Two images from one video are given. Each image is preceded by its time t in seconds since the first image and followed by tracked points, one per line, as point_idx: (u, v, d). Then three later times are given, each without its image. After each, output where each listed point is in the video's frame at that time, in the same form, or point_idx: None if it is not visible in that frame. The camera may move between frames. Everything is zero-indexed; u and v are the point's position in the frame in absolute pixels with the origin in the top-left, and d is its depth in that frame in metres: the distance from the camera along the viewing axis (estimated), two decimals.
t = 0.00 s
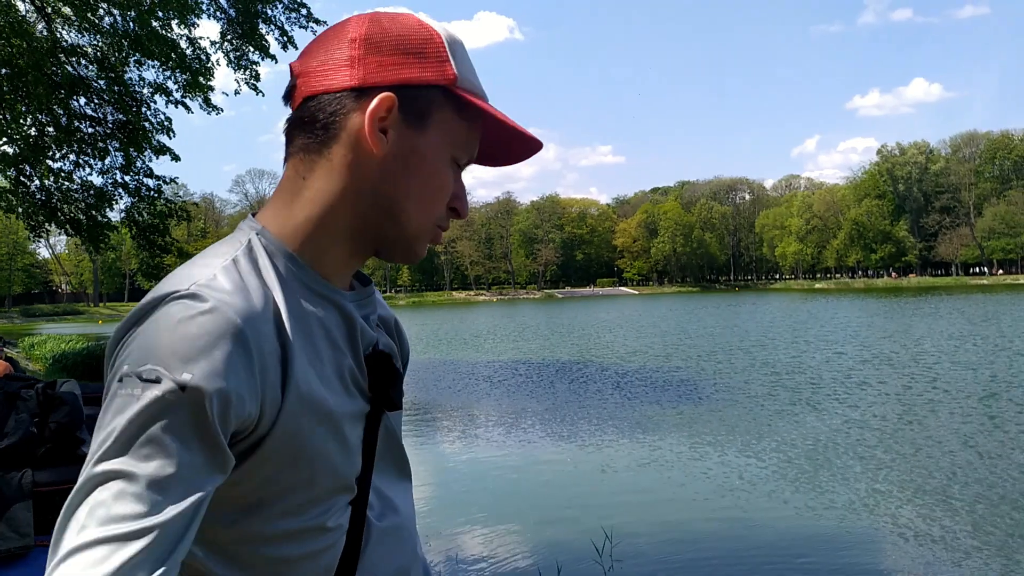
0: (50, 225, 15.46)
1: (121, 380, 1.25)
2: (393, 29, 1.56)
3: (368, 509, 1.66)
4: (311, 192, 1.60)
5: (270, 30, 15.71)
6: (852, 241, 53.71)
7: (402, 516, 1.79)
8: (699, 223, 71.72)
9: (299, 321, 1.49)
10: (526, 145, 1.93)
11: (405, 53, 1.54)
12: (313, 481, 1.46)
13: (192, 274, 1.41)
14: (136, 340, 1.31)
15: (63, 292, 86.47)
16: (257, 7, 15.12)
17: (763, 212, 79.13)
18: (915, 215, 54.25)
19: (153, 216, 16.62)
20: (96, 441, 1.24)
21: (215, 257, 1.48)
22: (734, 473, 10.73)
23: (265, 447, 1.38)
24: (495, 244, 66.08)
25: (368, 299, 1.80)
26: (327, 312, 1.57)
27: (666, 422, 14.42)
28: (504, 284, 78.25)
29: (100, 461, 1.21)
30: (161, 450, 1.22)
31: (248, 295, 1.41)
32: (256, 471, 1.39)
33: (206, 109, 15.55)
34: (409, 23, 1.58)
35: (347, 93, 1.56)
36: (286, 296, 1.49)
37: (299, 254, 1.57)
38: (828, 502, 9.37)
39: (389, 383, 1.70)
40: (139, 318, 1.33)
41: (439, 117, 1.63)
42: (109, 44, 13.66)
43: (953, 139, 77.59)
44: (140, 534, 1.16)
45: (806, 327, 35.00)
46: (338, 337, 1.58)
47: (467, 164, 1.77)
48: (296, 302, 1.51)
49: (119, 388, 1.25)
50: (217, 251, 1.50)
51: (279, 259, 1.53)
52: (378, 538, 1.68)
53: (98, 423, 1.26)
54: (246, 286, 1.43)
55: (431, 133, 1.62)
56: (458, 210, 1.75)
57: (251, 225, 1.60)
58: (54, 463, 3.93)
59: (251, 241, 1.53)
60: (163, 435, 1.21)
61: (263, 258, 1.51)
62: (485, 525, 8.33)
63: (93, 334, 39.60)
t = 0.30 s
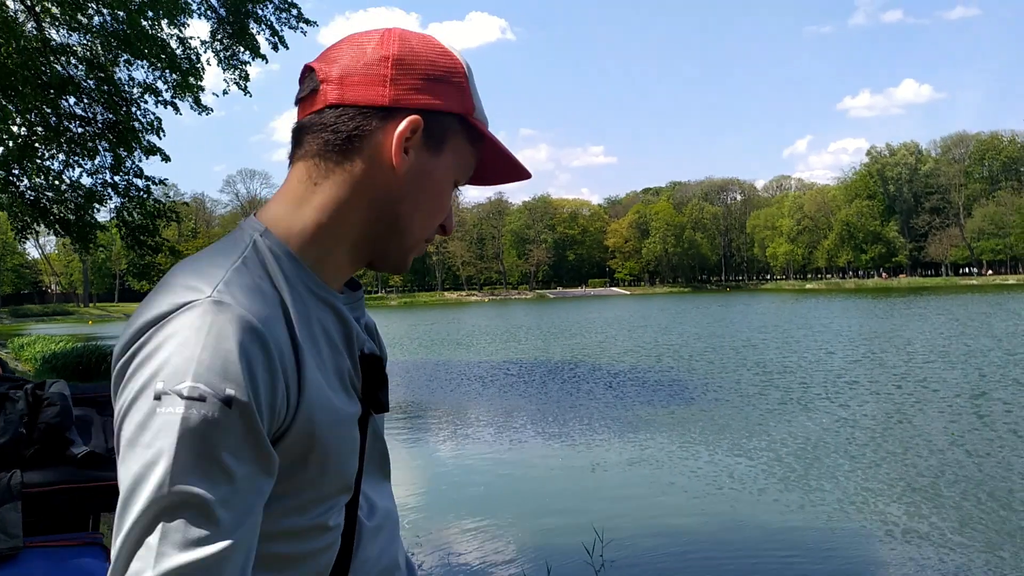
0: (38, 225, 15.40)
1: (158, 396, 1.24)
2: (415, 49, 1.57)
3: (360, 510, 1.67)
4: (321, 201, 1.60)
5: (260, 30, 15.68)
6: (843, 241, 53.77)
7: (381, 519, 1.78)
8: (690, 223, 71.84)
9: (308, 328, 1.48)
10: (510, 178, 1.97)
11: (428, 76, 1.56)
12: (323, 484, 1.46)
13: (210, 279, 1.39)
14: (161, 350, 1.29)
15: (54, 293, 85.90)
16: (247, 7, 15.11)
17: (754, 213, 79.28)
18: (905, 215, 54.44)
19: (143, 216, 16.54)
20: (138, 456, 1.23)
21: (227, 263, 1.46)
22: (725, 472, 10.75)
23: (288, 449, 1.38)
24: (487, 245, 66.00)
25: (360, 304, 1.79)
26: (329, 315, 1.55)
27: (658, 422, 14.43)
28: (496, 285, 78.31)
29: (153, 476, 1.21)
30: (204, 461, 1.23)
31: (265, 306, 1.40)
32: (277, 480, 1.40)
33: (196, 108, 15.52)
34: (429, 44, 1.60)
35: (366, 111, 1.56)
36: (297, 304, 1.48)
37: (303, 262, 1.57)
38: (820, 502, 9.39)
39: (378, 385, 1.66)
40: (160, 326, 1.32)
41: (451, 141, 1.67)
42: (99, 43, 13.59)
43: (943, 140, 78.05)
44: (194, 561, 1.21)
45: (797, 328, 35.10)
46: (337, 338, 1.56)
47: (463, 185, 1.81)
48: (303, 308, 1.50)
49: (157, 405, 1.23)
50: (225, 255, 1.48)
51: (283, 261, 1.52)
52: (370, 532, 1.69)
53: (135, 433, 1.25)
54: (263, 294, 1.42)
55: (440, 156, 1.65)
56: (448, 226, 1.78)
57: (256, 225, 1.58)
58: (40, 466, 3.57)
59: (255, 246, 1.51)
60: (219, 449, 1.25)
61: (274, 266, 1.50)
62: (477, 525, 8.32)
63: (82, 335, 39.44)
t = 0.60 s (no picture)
0: (29, 225, 15.32)
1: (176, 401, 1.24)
2: (406, 59, 1.57)
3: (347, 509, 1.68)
4: (315, 206, 1.61)
5: (252, 30, 15.64)
6: (835, 241, 53.91)
7: (363, 518, 1.80)
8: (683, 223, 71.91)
9: (311, 333, 1.49)
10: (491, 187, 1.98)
11: (420, 88, 1.57)
12: (325, 486, 1.47)
13: (215, 283, 1.39)
14: (172, 354, 1.28)
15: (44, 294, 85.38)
16: (238, 6, 15.06)
17: (746, 213, 79.43)
18: (896, 215, 54.61)
19: (133, 216, 16.47)
20: (160, 457, 1.24)
21: (230, 268, 1.45)
22: (717, 472, 10.78)
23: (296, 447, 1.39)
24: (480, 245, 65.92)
25: (348, 306, 1.79)
26: (321, 315, 1.55)
27: (651, 421, 14.46)
28: (488, 284, 78.32)
29: (182, 478, 1.23)
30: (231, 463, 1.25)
31: (270, 311, 1.41)
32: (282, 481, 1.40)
33: (187, 108, 15.47)
34: (421, 53, 1.60)
35: (361, 122, 1.57)
36: (300, 308, 1.49)
37: (299, 267, 1.57)
38: (811, 501, 9.43)
39: (367, 387, 1.67)
40: (171, 330, 1.31)
41: (445, 153, 1.68)
42: (89, 43, 13.54)
43: (933, 140, 78.46)
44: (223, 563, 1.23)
45: (788, 328, 35.20)
46: (330, 337, 1.56)
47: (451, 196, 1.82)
48: (305, 312, 1.50)
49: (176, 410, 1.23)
50: (225, 259, 1.47)
51: (283, 268, 1.52)
52: (356, 532, 1.72)
53: (153, 437, 1.24)
54: (270, 299, 1.42)
55: (436, 168, 1.66)
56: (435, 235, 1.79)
57: (253, 230, 1.57)
58: (32, 466, 3.56)
59: (254, 250, 1.50)
60: (239, 452, 1.25)
61: (275, 271, 1.49)
62: (469, 525, 8.31)
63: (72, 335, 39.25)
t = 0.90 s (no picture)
0: (19, 224, 15.23)
1: (180, 384, 1.24)
2: (410, 62, 1.58)
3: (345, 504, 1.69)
4: (320, 205, 1.62)
5: (244, 29, 15.59)
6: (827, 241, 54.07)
7: (360, 512, 1.81)
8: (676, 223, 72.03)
9: (313, 327, 1.49)
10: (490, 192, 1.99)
11: (426, 93, 1.58)
12: (324, 475, 1.47)
13: (220, 273, 1.40)
14: (177, 339, 1.29)
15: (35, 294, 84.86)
16: (230, 4, 15.01)
17: (738, 213, 79.57)
18: (887, 216, 54.80)
19: (124, 216, 16.39)
20: (162, 439, 1.24)
21: (234, 260, 1.46)
22: (709, 471, 10.80)
23: (296, 435, 1.38)
24: (473, 245, 65.91)
25: (349, 305, 1.79)
26: (324, 312, 1.55)
27: (643, 421, 14.47)
28: (480, 285, 78.25)
29: (184, 458, 1.24)
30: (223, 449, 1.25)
31: (276, 303, 1.42)
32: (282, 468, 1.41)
33: (178, 108, 15.42)
34: (424, 59, 1.61)
35: (367, 126, 1.58)
36: (304, 302, 1.49)
37: (303, 261, 1.57)
38: (803, 499, 9.45)
39: (366, 383, 1.67)
40: (177, 317, 1.32)
41: (446, 159, 1.69)
42: (79, 42, 13.49)
43: (924, 141, 78.79)
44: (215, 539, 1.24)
45: (781, 327, 35.26)
46: (331, 333, 1.55)
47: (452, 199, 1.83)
48: (309, 305, 1.51)
49: (181, 392, 1.24)
50: (230, 251, 1.47)
51: (287, 262, 1.53)
52: (353, 528, 1.72)
53: (157, 418, 1.25)
54: (275, 292, 1.43)
55: (437, 172, 1.67)
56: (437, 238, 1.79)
57: (257, 226, 1.58)
58: (25, 467, 3.53)
59: (259, 244, 1.51)
60: (242, 435, 1.26)
61: (280, 265, 1.50)
62: (462, 525, 8.29)
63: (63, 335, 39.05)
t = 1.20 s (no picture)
0: (13, 223, 15.18)
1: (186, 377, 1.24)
2: (408, 65, 1.58)
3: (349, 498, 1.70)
4: (324, 205, 1.61)
5: (239, 27, 15.55)
6: (822, 241, 54.11)
7: (364, 506, 1.82)
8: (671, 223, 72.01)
9: (316, 322, 1.49)
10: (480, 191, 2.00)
11: (425, 94, 1.58)
12: (328, 469, 1.47)
13: (225, 270, 1.40)
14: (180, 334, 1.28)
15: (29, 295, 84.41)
16: (226, 3, 14.99)
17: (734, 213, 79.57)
18: (882, 216, 54.88)
19: (118, 216, 16.35)
20: (168, 431, 1.24)
21: (237, 258, 1.45)
22: (705, 470, 10.80)
23: (299, 429, 1.39)
24: (469, 244, 65.84)
25: (350, 305, 1.79)
26: (326, 307, 1.55)
27: (639, 420, 14.47)
28: (476, 284, 78.15)
29: (189, 451, 1.23)
30: (227, 444, 1.24)
31: (278, 297, 1.41)
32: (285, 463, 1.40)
33: (173, 107, 15.38)
34: (422, 61, 1.61)
35: (369, 128, 1.58)
36: (303, 297, 1.49)
37: (305, 259, 1.57)
38: (799, 498, 9.45)
39: (369, 379, 1.67)
40: (179, 313, 1.31)
41: (442, 159, 1.69)
42: (75, 41, 13.45)
43: (919, 142, 78.95)
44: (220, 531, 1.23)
45: (776, 327, 35.27)
46: (333, 330, 1.55)
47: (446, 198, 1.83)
48: (309, 299, 1.50)
49: (185, 385, 1.23)
50: (232, 251, 1.47)
51: (289, 260, 1.52)
52: (356, 522, 1.72)
53: (163, 411, 1.24)
54: (277, 287, 1.42)
55: (433, 171, 1.68)
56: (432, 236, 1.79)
57: (256, 227, 1.57)
58: (22, 466, 3.51)
59: (260, 242, 1.50)
60: (248, 429, 1.26)
61: (281, 263, 1.50)
62: (459, 525, 8.27)
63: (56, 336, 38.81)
